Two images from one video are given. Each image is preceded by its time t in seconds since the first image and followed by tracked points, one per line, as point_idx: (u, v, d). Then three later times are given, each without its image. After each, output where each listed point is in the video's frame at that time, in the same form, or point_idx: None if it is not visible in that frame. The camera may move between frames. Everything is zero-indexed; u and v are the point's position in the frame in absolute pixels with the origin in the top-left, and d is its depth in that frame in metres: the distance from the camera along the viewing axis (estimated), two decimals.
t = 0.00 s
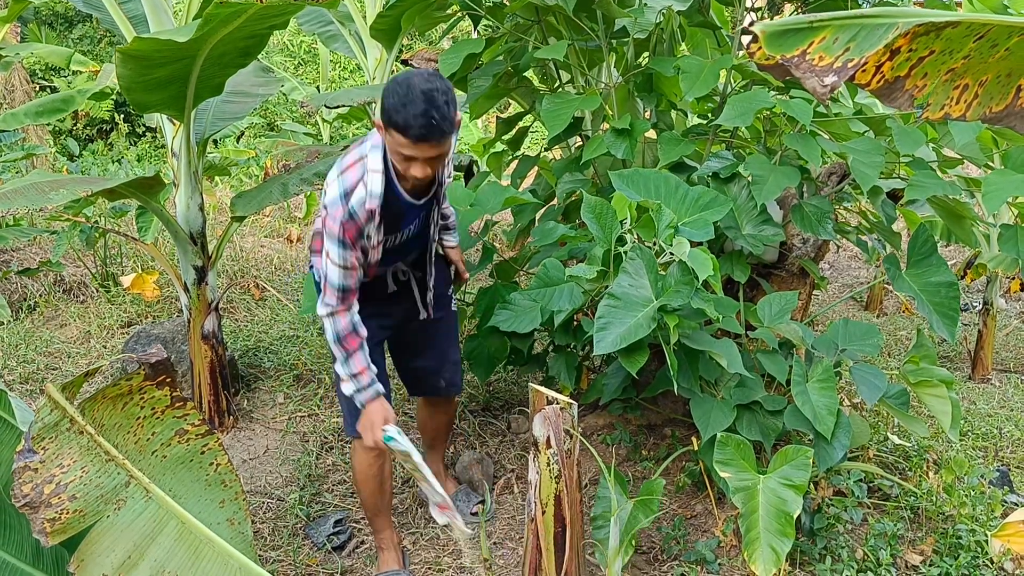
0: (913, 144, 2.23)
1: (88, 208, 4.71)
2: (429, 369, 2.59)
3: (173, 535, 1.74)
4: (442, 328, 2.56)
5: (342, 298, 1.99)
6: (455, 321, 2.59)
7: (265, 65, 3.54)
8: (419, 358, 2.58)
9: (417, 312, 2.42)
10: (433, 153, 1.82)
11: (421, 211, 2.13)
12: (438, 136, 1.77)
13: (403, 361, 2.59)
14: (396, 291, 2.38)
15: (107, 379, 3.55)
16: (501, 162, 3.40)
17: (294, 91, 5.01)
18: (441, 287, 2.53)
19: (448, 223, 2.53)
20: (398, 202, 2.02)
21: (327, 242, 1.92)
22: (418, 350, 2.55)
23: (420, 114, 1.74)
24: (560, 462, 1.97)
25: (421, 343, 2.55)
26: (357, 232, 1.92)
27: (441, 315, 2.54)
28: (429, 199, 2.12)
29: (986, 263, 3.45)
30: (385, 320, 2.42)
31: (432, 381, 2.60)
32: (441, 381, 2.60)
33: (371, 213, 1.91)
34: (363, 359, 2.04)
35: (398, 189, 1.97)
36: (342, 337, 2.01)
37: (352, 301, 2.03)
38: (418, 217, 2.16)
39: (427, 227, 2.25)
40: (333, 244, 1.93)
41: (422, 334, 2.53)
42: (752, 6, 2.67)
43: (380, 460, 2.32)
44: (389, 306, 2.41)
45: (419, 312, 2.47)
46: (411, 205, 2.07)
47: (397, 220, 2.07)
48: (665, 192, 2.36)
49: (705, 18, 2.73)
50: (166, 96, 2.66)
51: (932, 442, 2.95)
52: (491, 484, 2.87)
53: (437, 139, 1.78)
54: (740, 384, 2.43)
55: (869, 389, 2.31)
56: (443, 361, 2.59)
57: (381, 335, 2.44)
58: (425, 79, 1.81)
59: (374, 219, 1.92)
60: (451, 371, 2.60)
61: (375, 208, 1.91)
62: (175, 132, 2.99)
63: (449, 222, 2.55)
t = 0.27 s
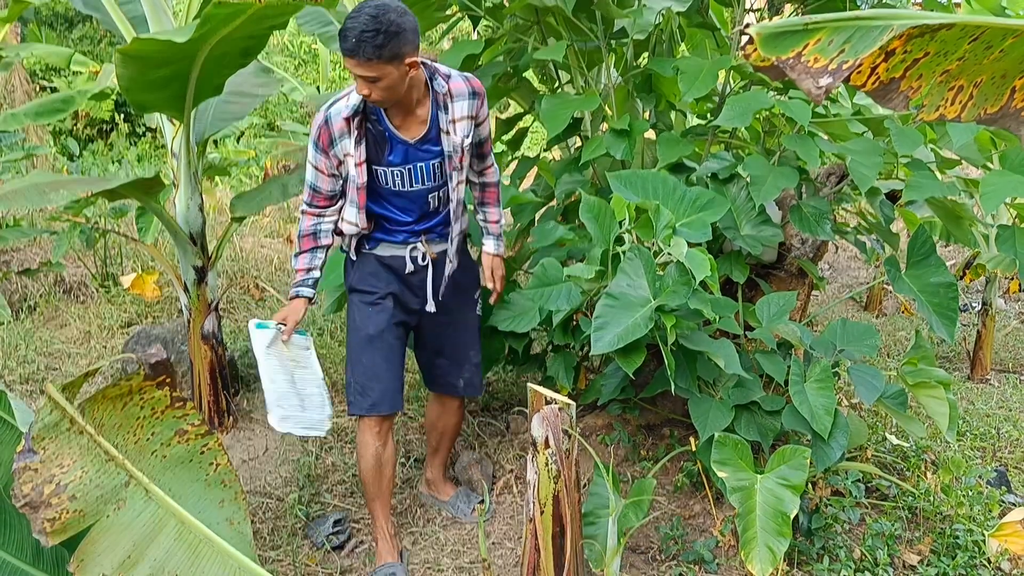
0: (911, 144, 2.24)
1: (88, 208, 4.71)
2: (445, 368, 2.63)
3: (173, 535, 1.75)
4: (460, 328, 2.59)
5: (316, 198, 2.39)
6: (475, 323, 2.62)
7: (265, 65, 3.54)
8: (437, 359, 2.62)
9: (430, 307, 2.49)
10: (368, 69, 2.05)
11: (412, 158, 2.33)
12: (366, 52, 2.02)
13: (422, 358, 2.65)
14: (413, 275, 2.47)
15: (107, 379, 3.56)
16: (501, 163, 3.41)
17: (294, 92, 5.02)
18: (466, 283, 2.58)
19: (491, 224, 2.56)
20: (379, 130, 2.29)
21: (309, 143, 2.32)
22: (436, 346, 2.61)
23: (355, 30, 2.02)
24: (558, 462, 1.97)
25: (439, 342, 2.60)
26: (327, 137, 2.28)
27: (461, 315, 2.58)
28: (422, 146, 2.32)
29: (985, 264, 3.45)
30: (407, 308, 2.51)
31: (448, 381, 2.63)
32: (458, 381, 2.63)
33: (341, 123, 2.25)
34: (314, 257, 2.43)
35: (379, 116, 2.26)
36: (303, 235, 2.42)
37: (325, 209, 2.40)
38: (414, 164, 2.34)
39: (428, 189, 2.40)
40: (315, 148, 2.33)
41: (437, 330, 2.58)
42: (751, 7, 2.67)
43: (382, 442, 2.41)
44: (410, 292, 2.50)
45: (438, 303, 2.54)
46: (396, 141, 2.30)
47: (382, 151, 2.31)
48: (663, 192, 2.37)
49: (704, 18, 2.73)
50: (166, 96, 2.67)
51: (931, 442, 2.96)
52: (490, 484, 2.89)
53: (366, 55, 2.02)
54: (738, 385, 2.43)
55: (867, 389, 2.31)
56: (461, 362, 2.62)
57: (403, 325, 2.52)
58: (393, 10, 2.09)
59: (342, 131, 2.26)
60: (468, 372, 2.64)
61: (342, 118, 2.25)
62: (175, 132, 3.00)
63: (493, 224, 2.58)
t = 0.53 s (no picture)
0: (909, 145, 2.25)
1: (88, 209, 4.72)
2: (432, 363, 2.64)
3: (173, 533, 1.75)
4: (447, 329, 2.58)
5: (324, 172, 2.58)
6: (464, 326, 2.58)
7: (264, 67, 3.55)
8: (425, 353, 2.63)
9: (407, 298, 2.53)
10: (330, 41, 2.13)
11: (389, 134, 2.38)
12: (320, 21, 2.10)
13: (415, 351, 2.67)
14: (401, 264, 2.52)
15: (107, 379, 3.57)
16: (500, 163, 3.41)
17: (294, 93, 5.02)
18: (460, 283, 2.54)
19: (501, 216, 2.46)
20: (358, 106, 2.38)
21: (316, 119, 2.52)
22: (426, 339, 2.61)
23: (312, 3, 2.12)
24: (556, 462, 1.98)
25: (427, 338, 2.61)
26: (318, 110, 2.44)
27: (450, 316, 2.56)
28: (399, 123, 2.36)
29: (982, 264, 3.47)
30: (395, 297, 2.55)
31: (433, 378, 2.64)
32: (443, 380, 2.64)
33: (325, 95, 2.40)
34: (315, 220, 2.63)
35: (359, 93, 2.37)
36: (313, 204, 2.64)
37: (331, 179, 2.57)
38: (391, 140, 2.39)
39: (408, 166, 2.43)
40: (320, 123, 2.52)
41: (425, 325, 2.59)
42: (750, 9, 2.67)
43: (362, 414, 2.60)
44: (398, 281, 2.55)
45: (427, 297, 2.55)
46: (371, 116, 2.37)
47: (360, 125, 2.40)
48: (661, 193, 2.37)
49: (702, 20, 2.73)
50: (165, 97, 2.68)
51: (928, 442, 2.97)
52: (490, 483, 2.90)
53: (331, 28, 2.10)
54: (736, 384, 2.44)
55: (864, 389, 2.32)
56: (445, 363, 2.61)
57: (392, 313, 2.57)
58: None
59: (329, 107, 2.42)
60: (453, 374, 2.62)
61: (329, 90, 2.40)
62: (174, 133, 3.01)
63: (501, 218, 2.46)
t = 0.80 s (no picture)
0: (908, 146, 2.25)
1: (90, 209, 4.73)
2: (411, 368, 2.63)
3: (175, 533, 1.76)
4: (423, 334, 2.56)
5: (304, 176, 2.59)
6: (441, 332, 2.56)
7: (265, 68, 3.56)
8: (404, 357, 2.63)
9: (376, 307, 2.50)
10: (310, 42, 2.14)
11: (360, 134, 2.37)
12: (304, 21, 2.11)
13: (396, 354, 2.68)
14: (375, 272, 2.50)
15: (109, 379, 3.58)
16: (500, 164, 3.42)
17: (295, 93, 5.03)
18: (434, 290, 2.50)
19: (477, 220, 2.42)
20: (330, 107, 2.39)
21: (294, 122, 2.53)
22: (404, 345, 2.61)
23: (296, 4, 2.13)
24: (556, 462, 1.99)
25: (405, 343, 2.60)
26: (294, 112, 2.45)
27: (426, 321, 2.55)
28: (370, 123, 2.35)
29: (982, 264, 3.47)
30: (368, 306, 2.53)
31: (413, 383, 2.63)
32: (422, 385, 2.63)
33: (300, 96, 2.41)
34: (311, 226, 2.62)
35: (331, 94, 2.37)
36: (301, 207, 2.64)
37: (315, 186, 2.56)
38: (361, 141, 2.38)
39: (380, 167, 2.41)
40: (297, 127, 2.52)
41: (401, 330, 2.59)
42: (750, 10, 2.68)
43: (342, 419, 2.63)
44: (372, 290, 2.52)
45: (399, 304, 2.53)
46: (342, 116, 2.37)
47: (332, 126, 2.40)
48: (660, 194, 2.38)
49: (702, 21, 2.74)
50: (165, 96, 2.70)
51: (927, 443, 2.98)
52: (490, 483, 2.91)
53: (325, 31, 2.12)
54: (736, 385, 2.45)
55: (863, 389, 2.33)
56: (424, 367, 2.60)
57: (366, 323, 2.56)
58: None
59: (304, 108, 2.43)
60: (432, 378, 2.61)
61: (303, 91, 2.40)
62: (176, 134, 3.02)
63: (473, 220, 2.42)
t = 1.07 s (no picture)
0: (908, 150, 2.25)
1: (90, 213, 4.73)
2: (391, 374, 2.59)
3: (175, 537, 1.75)
4: (399, 337, 2.53)
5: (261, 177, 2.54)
6: (417, 334, 2.53)
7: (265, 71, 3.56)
8: (383, 364, 2.59)
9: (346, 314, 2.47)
10: (286, 39, 2.11)
11: (321, 136, 2.35)
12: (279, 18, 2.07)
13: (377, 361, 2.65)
14: (341, 278, 2.48)
15: (109, 383, 3.58)
16: (500, 167, 3.42)
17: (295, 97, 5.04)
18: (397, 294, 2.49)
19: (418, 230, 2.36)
20: (290, 107, 2.36)
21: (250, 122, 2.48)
22: (381, 351, 2.58)
23: (273, 1, 2.09)
24: (557, 466, 1.99)
25: (383, 350, 2.57)
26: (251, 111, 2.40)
27: (401, 325, 2.52)
28: (332, 125, 2.34)
29: (982, 268, 3.47)
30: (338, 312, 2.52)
31: (392, 389, 2.60)
32: (401, 390, 2.60)
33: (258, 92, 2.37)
34: (275, 227, 2.57)
35: (292, 94, 2.35)
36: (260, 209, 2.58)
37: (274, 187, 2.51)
38: (322, 143, 2.36)
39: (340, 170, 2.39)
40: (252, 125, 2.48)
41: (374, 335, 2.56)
42: (750, 13, 2.68)
43: (336, 425, 2.63)
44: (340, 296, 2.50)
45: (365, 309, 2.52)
46: (302, 117, 2.34)
47: (291, 127, 2.37)
48: (660, 198, 2.38)
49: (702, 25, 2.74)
50: (163, 100, 2.70)
51: (928, 446, 2.97)
52: (491, 486, 2.91)
53: (312, 27, 2.09)
54: (736, 389, 2.45)
55: (863, 393, 2.33)
56: (403, 371, 2.57)
57: (339, 331, 2.54)
58: None
59: (262, 107, 2.39)
60: (411, 382, 2.58)
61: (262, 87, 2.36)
62: (177, 138, 3.02)
63: (411, 231, 2.35)
